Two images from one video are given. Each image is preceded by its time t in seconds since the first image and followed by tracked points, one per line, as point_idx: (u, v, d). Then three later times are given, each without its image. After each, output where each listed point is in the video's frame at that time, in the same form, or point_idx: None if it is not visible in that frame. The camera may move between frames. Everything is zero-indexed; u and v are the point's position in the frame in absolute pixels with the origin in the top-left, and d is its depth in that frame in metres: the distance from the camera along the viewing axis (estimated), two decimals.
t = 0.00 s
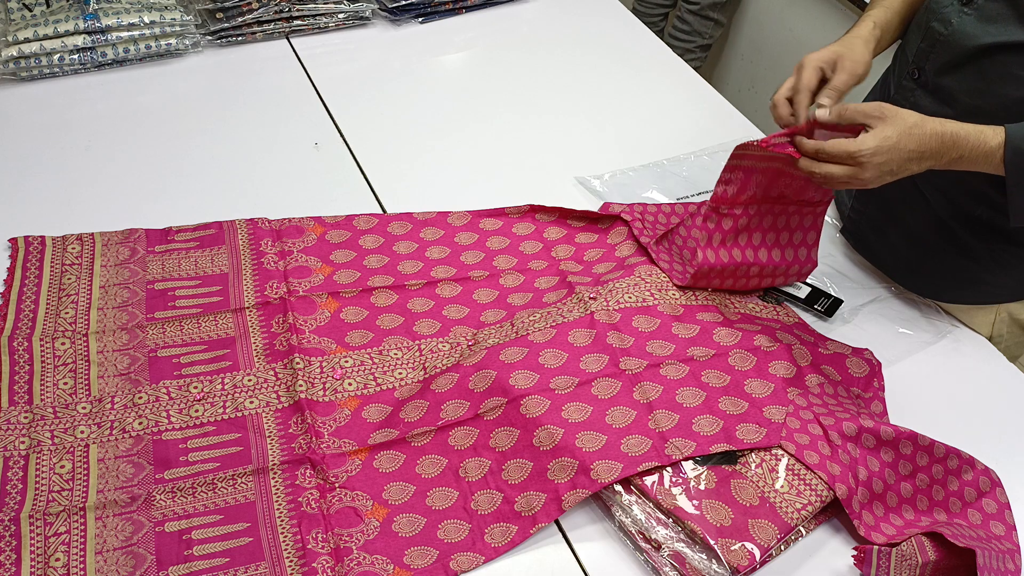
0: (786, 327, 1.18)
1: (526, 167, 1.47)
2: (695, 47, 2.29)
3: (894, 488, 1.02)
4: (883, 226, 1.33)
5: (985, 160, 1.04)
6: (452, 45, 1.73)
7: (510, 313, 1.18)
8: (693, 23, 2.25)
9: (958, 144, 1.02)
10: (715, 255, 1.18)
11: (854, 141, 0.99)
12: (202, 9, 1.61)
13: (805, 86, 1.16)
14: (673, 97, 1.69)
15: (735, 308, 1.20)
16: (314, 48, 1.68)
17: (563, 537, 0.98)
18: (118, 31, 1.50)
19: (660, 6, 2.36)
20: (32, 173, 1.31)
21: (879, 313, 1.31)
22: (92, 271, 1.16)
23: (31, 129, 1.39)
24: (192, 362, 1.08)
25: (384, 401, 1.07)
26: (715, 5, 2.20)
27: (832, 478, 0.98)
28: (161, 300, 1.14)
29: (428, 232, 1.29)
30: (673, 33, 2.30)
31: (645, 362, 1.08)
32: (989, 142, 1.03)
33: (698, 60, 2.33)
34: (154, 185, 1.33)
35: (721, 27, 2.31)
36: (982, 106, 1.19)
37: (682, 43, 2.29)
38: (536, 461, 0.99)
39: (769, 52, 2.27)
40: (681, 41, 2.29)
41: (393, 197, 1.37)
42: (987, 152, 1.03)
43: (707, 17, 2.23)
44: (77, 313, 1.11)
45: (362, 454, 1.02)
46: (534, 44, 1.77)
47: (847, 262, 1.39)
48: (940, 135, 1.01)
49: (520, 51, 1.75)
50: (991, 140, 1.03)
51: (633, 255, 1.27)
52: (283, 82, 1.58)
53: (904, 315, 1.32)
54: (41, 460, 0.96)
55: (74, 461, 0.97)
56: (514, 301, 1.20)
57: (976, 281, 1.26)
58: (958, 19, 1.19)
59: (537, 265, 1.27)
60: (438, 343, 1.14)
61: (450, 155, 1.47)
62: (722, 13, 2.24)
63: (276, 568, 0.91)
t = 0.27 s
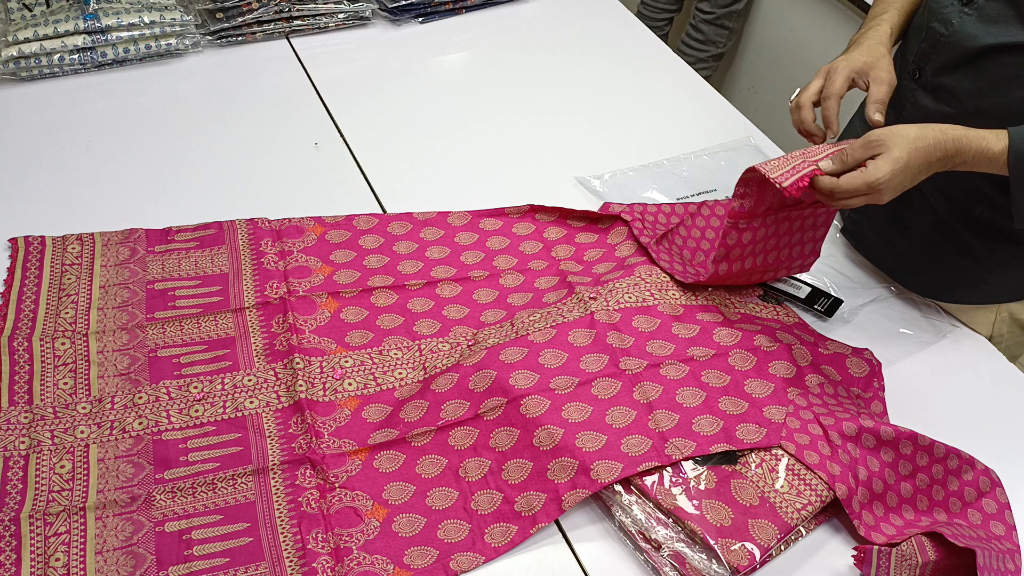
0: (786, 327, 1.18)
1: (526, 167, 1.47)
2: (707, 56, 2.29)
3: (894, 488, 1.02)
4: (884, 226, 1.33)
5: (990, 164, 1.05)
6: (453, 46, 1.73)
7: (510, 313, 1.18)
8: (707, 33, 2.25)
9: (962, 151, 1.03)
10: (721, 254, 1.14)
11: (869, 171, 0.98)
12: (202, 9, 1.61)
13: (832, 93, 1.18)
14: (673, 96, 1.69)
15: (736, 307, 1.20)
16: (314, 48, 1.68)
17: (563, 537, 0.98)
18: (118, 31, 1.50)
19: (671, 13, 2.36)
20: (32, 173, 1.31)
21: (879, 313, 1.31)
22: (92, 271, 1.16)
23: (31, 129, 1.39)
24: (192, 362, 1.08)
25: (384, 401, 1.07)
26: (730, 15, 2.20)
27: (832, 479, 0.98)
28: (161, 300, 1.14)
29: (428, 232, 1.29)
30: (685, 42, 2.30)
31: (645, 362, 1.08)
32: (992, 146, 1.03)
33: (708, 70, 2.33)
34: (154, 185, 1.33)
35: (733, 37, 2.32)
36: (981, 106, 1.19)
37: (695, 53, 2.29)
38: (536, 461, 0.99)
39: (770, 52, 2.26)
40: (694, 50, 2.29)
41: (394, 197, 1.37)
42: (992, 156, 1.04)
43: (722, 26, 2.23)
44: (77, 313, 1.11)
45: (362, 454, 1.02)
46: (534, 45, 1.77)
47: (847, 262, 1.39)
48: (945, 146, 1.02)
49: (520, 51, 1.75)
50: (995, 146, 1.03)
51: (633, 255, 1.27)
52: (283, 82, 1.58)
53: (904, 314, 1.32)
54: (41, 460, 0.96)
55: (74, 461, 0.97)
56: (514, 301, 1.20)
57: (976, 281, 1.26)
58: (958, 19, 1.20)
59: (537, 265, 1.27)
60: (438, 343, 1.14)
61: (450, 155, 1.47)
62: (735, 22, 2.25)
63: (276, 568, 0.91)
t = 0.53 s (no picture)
0: (786, 327, 1.18)
1: (526, 167, 1.47)
2: (715, 65, 2.28)
3: (894, 488, 1.02)
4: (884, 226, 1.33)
5: (991, 128, 1.04)
6: (453, 46, 1.73)
7: (510, 313, 1.18)
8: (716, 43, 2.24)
9: (963, 108, 1.03)
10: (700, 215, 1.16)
11: (861, 96, 1.02)
12: (202, 9, 1.61)
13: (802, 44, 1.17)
14: (674, 97, 1.69)
15: (735, 308, 1.21)
16: (314, 48, 1.68)
17: (563, 537, 0.97)
18: (118, 31, 1.50)
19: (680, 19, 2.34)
20: (32, 173, 1.31)
21: (879, 313, 1.31)
22: (92, 271, 1.16)
23: (31, 129, 1.39)
24: (192, 362, 1.08)
25: (384, 401, 1.07)
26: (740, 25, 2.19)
27: (832, 479, 0.98)
28: (161, 300, 1.14)
29: (428, 232, 1.29)
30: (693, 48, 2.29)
31: (645, 362, 1.08)
32: (995, 109, 1.03)
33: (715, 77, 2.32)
34: (154, 185, 1.33)
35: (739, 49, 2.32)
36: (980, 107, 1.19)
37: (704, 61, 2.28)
38: (536, 461, 0.99)
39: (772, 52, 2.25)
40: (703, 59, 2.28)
41: (393, 197, 1.37)
42: (993, 118, 1.03)
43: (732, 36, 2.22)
44: (77, 313, 1.11)
45: (361, 454, 1.02)
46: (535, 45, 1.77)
47: (846, 261, 1.39)
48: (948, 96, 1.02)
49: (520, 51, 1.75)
50: (995, 108, 1.03)
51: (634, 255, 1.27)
52: (283, 82, 1.58)
53: (904, 314, 1.32)
54: (41, 460, 0.96)
55: (74, 461, 0.97)
56: (514, 301, 1.20)
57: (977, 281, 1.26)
58: (955, 20, 1.19)
59: (537, 265, 1.27)
60: (438, 343, 1.14)
61: (450, 155, 1.47)
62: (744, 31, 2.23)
63: (276, 568, 0.91)
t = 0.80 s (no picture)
0: (786, 327, 1.18)
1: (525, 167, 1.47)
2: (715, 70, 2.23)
3: (894, 487, 1.02)
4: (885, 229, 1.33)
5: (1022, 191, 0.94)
6: (453, 46, 1.73)
7: (510, 313, 1.18)
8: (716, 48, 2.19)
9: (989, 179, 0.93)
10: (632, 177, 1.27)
11: (880, 205, 0.93)
12: (202, 9, 1.61)
13: None
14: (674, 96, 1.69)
15: (735, 308, 1.21)
16: (314, 48, 1.68)
17: (563, 537, 0.97)
18: (118, 31, 1.50)
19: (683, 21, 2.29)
20: (32, 173, 1.31)
21: (878, 313, 1.31)
22: (92, 271, 1.16)
23: (31, 129, 1.39)
24: (192, 362, 1.08)
25: (384, 401, 1.07)
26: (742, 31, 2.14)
27: (832, 478, 0.98)
28: (161, 300, 1.14)
29: (429, 232, 1.29)
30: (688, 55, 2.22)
31: (645, 362, 1.08)
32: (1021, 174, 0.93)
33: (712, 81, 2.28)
34: (154, 185, 1.33)
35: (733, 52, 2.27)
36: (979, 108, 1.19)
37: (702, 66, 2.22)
38: (536, 461, 0.99)
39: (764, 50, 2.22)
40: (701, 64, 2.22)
41: (393, 197, 1.37)
42: None
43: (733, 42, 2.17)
44: (77, 313, 1.11)
45: (361, 454, 1.02)
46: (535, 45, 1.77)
47: (846, 261, 1.39)
48: (968, 177, 0.93)
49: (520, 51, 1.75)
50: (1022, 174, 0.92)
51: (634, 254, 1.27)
52: (283, 82, 1.58)
53: (904, 314, 1.31)
54: (41, 460, 0.96)
55: (74, 461, 0.97)
56: (514, 301, 1.20)
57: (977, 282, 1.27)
58: (954, 22, 1.18)
59: (537, 265, 1.27)
60: (438, 343, 1.14)
61: (450, 155, 1.47)
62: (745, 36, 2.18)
63: (276, 568, 0.91)
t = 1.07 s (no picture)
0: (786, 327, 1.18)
1: (525, 167, 1.47)
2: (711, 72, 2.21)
3: (894, 488, 1.02)
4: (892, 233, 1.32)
5: None
6: (453, 46, 1.73)
7: (510, 313, 1.18)
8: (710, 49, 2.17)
9: None
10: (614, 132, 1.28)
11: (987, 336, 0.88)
12: (202, 9, 1.61)
13: None
14: (674, 96, 1.69)
15: (735, 307, 1.21)
16: (314, 48, 1.68)
17: (563, 537, 0.98)
18: (118, 31, 1.50)
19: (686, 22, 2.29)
20: (32, 173, 1.31)
21: (879, 313, 1.31)
22: (92, 271, 1.16)
23: (31, 129, 1.39)
24: (192, 362, 1.08)
25: (383, 401, 1.07)
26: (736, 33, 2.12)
27: (832, 479, 0.98)
28: (161, 300, 1.14)
29: (428, 232, 1.29)
30: (685, 54, 2.22)
31: (645, 362, 1.08)
32: None
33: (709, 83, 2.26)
34: (154, 185, 1.33)
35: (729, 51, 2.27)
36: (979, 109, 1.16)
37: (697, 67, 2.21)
38: (536, 461, 0.99)
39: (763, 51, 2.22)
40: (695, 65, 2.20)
41: (393, 197, 1.37)
42: None
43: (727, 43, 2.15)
44: (77, 313, 1.11)
45: (361, 454, 1.02)
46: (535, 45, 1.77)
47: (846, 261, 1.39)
48: None
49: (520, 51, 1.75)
50: None
51: (634, 254, 1.27)
52: (283, 82, 1.58)
53: (904, 315, 1.32)
54: (41, 460, 0.96)
55: (74, 461, 0.97)
56: (514, 301, 1.20)
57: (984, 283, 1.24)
58: (953, 23, 1.17)
59: (537, 265, 1.27)
60: (438, 343, 1.14)
61: (450, 155, 1.47)
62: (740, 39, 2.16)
63: (276, 568, 0.91)
